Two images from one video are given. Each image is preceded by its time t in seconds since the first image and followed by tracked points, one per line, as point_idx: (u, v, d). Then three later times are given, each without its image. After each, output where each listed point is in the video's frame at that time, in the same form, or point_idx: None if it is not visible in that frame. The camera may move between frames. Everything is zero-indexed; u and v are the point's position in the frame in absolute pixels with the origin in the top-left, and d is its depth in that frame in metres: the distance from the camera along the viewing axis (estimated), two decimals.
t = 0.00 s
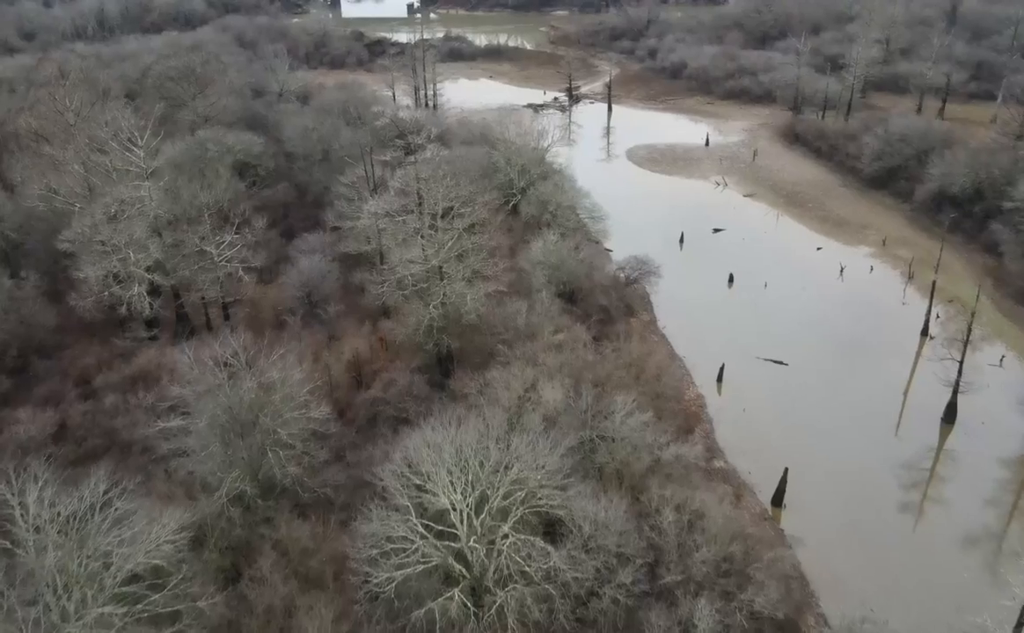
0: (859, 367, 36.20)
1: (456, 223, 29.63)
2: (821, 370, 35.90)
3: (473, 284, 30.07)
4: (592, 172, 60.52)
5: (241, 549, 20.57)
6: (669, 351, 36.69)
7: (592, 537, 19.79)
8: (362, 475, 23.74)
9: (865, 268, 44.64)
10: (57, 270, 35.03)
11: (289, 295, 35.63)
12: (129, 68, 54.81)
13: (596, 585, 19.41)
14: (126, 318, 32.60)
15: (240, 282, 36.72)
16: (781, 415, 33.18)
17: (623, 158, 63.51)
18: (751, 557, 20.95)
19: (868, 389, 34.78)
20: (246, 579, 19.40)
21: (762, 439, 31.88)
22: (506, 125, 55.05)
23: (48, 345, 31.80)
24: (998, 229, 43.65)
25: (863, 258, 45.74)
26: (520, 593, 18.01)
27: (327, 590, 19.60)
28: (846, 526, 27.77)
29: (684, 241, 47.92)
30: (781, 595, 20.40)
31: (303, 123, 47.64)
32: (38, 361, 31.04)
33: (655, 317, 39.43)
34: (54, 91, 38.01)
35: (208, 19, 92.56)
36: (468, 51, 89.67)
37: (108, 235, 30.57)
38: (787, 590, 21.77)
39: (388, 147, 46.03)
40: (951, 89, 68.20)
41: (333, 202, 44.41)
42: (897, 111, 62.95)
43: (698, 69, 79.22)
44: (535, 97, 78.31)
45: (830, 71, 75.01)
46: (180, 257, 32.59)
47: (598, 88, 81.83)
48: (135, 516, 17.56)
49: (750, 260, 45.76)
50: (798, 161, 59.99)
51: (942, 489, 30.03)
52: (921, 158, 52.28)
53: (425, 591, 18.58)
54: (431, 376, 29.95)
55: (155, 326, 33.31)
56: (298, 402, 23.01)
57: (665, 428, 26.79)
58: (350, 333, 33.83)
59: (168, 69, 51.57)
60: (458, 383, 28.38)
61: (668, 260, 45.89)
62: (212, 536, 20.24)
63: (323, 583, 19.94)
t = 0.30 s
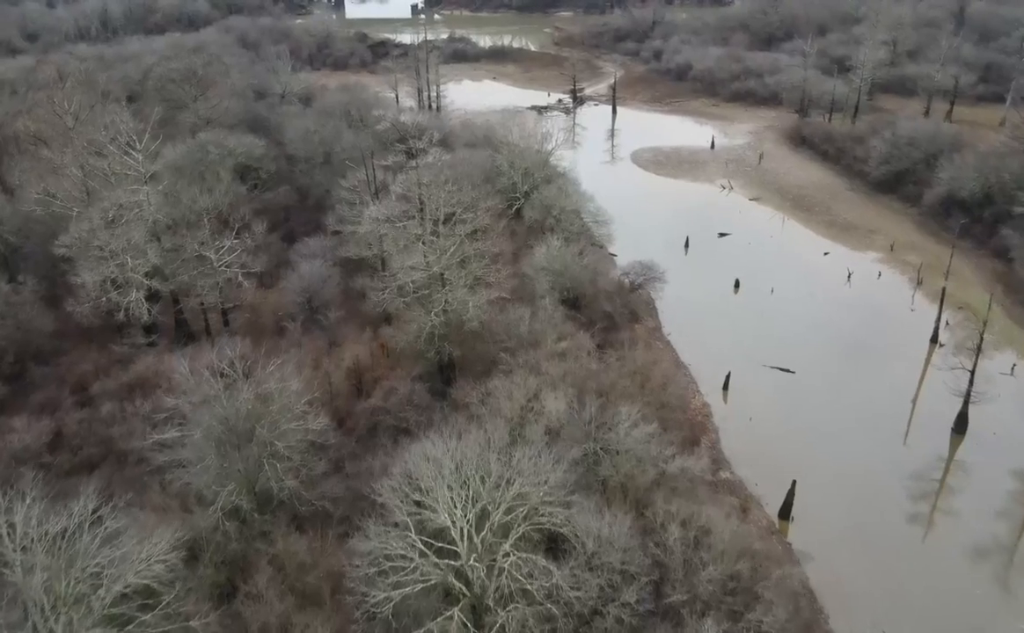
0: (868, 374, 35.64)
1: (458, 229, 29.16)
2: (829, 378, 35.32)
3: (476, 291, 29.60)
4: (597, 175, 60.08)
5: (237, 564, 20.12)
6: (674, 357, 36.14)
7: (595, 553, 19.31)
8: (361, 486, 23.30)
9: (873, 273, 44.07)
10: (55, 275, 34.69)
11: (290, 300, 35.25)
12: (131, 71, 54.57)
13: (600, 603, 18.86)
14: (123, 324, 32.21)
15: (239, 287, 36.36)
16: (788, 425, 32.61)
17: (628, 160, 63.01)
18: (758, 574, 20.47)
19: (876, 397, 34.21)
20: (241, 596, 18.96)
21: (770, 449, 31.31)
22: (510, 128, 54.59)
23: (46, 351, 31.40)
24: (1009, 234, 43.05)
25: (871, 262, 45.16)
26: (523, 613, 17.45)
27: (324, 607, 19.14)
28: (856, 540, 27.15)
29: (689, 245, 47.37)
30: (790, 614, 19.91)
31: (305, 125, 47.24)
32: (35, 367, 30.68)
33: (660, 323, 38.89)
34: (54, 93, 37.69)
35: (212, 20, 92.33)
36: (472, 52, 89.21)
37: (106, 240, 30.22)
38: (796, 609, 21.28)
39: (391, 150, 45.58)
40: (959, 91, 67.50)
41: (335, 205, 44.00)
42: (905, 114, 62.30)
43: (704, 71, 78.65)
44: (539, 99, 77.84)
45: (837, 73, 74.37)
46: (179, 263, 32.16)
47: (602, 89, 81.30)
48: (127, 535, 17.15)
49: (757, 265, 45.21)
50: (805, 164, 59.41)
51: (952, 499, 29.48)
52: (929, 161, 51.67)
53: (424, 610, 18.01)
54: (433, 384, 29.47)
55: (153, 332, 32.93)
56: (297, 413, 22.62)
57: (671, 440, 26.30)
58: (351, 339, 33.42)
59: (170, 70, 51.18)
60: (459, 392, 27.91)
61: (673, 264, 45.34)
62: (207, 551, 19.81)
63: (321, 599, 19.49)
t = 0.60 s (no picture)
0: (876, 383, 35.06)
1: (460, 236, 28.73)
2: (836, 387, 34.72)
3: (478, 298, 29.15)
4: (601, 178, 59.63)
5: (232, 580, 19.67)
6: (680, 365, 35.54)
7: (599, 571, 18.81)
8: (360, 499, 22.84)
9: (881, 279, 43.48)
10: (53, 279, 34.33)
11: (291, 306, 34.83)
12: (133, 73, 54.29)
13: (604, 623, 18.31)
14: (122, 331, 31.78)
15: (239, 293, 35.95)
16: (795, 434, 32.03)
17: (632, 163, 62.49)
18: (766, 594, 20.00)
19: (885, 406, 33.66)
20: (234, 615, 18.48)
21: (777, 460, 30.67)
22: (513, 131, 54.07)
23: (43, 357, 30.99)
24: (1019, 240, 42.47)
25: (878, 268, 44.57)
26: None
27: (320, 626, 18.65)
28: (866, 557, 26.52)
29: (694, 251, 46.79)
30: None
31: (307, 128, 46.86)
32: (32, 374, 30.29)
33: (664, 330, 38.34)
34: (53, 96, 37.35)
35: (216, 22, 92.07)
36: (476, 54, 88.72)
37: (103, 246, 29.77)
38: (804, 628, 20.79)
39: (393, 153, 45.14)
40: (967, 94, 66.86)
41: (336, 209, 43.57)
42: (912, 117, 61.72)
43: (709, 74, 78.12)
44: (543, 101, 77.41)
45: (843, 75, 73.79)
46: (177, 269, 31.64)
47: (607, 91, 80.76)
48: (117, 555, 16.73)
49: (762, 271, 44.63)
50: (811, 168, 58.84)
51: (962, 511, 28.95)
52: (938, 165, 51.09)
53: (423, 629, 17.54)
54: (435, 393, 28.96)
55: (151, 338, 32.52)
56: (295, 425, 22.20)
57: (675, 453, 25.79)
58: (351, 346, 32.99)
59: (171, 73, 50.88)
60: (460, 402, 27.46)
61: (677, 270, 44.76)
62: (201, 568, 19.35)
63: (317, 618, 19.00)
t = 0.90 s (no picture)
0: (884, 393, 34.49)
1: (461, 244, 28.32)
2: (844, 397, 34.16)
3: (480, 307, 28.72)
4: (605, 183, 59.18)
5: (227, 596, 19.08)
6: (685, 375, 35.01)
7: (603, 590, 18.32)
8: (359, 512, 22.40)
9: (889, 287, 42.90)
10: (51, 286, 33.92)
11: (291, 313, 34.39)
12: (135, 77, 54.00)
13: None
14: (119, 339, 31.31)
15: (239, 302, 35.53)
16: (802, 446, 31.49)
17: (636, 168, 62.01)
18: (775, 616, 19.47)
19: (893, 416, 33.13)
20: None
21: (784, 473, 30.11)
22: (517, 135, 53.66)
23: (39, 365, 30.56)
24: None
25: (887, 275, 43.98)
26: None
27: None
28: (873, 570, 26.17)
29: (700, 257, 46.23)
30: None
31: (309, 132, 46.47)
32: (28, 383, 29.85)
33: (669, 338, 37.80)
34: (53, 100, 37.03)
35: (219, 24, 91.80)
36: (480, 57, 88.33)
37: (100, 252, 29.39)
38: None
39: (396, 158, 44.75)
40: (975, 98, 66.26)
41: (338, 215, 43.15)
42: (919, 122, 61.21)
43: (714, 78, 77.61)
44: (547, 105, 76.97)
45: (850, 79, 73.27)
46: (176, 276, 31.21)
47: (611, 95, 80.29)
48: (106, 578, 16.36)
49: (769, 278, 44.06)
50: (817, 173, 58.33)
51: (973, 524, 28.41)
52: (946, 171, 50.52)
53: None
54: (436, 402, 28.81)
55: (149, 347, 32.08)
56: (293, 437, 21.79)
57: (680, 467, 25.32)
58: (352, 354, 32.59)
59: (173, 77, 50.58)
60: (462, 413, 27.01)
61: (683, 277, 44.22)
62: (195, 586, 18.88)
63: None
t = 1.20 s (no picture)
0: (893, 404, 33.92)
1: (463, 253, 27.86)
2: (852, 408, 33.60)
3: (482, 317, 28.27)
4: (609, 187, 58.73)
5: (221, 614, 18.59)
6: (690, 385, 34.49)
7: (607, 611, 17.75)
8: (358, 527, 21.98)
9: (897, 295, 42.34)
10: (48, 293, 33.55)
11: (291, 321, 33.98)
12: (137, 81, 53.71)
13: None
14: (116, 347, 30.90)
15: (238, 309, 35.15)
16: (810, 458, 30.92)
17: (641, 172, 61.56)
18: None
19: (902, 428, 32.59)
20: None
21: (791, 486, 29.56)
22: (521, 140, 53.26)
23: (36, 374, 30.15)
24: None
25: (895, 283, 43.41)
26: None
27: None
28: (883, 586, 25.61)
29: (705, 264, 45.70)
30: None
31: (311, 137, 46.12)
32: (24, 392, 29.43)
33: (674, 347, 37.26)
34: (52, 106, 36.71)
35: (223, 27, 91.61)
36: (484, 61, 87.96)
37: (97, 260, 28.91)
38: None
39: (398, 163, 44.31)
40: (983, 103, 65.66)
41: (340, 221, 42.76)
42: (926, 127, 60.62)
43: (719, 82, 77.15)
44: (551, 109, 76.55)
45: (856, 84, 72.74)
46: (174, 283, 30.76)
47: (615, 99, 79.82)
48: (95, 601, 15.92)
49: (775, 285, 43.52)
50: (824, 178, 57.77)
51: (984, 539, 27.84)
52: (955, 177, 49.96)
53: None
54: (438, 413, 28.24)
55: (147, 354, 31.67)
56: (290, 452, 21.39)
57: (686, 483, 24.82)
58: (352, 363, 32.18)
59: (175, 81, 50.28)
60: (463, 425, 26.57)
61: (688, 284, 43.70)
62: (189, 604, 18.41)
63: None
